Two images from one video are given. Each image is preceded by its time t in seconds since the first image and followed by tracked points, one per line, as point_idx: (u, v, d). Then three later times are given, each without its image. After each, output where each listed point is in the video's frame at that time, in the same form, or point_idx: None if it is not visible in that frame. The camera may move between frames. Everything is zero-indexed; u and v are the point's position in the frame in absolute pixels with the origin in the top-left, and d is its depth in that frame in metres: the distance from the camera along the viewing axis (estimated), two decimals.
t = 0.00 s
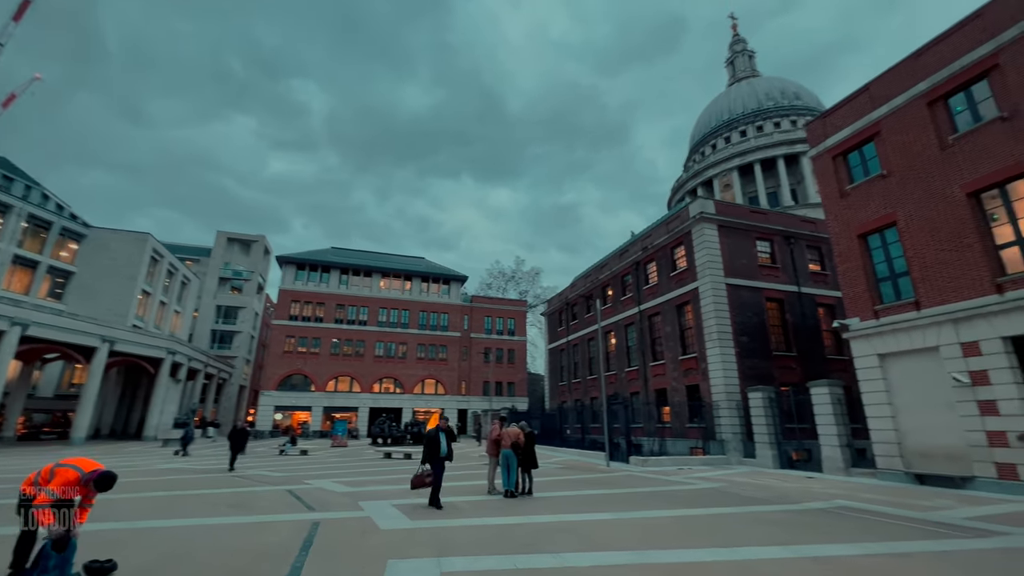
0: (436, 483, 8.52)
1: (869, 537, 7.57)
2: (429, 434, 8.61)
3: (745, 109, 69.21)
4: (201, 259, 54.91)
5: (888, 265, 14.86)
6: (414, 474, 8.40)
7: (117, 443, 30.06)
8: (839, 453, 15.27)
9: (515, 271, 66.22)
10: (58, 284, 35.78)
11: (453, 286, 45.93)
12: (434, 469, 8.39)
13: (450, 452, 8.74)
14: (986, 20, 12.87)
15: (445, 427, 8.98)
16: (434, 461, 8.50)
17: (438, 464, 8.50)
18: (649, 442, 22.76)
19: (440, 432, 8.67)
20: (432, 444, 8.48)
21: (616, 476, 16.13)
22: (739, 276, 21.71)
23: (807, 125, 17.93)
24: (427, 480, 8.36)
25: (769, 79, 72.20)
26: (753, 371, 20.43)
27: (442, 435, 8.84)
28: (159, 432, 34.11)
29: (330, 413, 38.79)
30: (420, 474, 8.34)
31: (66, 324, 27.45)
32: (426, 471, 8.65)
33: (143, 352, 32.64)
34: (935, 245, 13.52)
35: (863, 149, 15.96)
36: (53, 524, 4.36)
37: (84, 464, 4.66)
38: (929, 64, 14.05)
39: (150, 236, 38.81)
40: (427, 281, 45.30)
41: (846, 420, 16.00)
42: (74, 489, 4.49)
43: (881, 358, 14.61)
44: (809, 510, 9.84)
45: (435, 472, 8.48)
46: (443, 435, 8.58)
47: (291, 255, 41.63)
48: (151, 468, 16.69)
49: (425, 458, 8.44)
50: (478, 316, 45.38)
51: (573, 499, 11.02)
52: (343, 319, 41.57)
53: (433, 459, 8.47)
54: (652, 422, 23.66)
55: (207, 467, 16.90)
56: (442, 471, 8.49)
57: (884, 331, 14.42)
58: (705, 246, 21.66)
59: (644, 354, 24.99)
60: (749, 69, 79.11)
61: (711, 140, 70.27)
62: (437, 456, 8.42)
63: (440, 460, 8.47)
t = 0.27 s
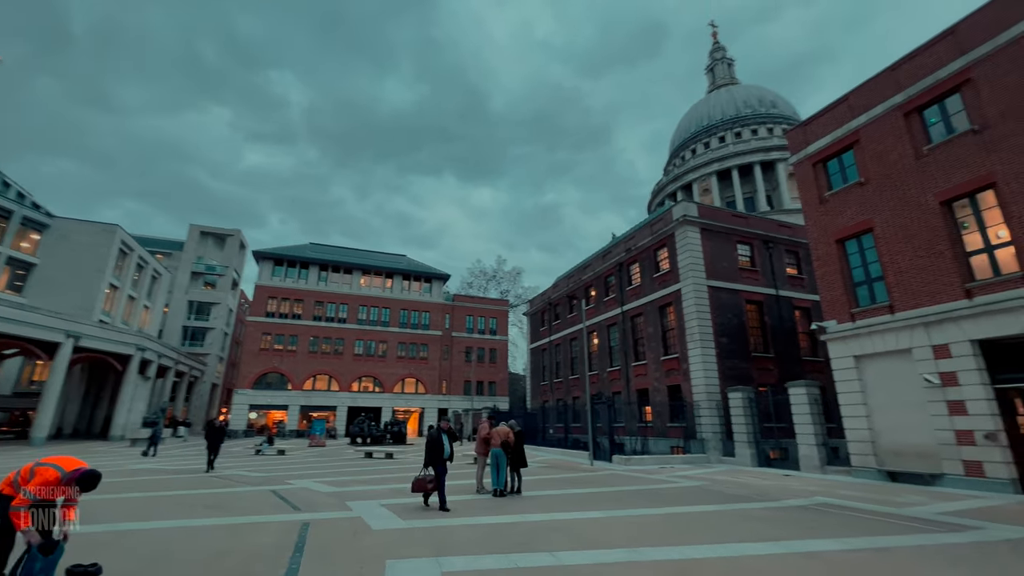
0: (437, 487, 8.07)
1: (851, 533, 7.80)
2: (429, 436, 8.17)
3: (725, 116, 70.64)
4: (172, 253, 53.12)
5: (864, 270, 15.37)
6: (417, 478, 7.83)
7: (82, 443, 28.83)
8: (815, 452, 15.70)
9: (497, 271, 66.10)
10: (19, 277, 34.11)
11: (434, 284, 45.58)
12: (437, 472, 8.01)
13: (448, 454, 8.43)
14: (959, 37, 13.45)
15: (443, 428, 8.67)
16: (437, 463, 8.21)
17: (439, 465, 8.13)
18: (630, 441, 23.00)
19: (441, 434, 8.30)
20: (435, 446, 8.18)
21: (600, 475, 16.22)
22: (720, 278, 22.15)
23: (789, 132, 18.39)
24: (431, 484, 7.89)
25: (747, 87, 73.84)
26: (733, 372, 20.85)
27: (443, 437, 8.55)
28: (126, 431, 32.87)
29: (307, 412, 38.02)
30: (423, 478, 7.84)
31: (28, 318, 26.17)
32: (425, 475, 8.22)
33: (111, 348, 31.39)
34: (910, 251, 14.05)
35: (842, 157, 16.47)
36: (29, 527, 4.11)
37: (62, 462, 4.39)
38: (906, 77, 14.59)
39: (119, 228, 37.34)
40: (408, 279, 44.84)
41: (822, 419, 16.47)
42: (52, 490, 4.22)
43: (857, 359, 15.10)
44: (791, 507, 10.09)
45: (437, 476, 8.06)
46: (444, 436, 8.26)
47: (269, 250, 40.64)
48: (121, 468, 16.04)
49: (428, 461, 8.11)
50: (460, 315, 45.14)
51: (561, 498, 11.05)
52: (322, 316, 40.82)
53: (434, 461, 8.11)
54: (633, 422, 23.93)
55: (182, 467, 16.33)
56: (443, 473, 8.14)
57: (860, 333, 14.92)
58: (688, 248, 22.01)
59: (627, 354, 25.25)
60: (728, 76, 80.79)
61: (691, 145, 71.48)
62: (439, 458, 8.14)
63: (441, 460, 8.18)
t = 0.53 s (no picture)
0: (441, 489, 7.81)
1: (836, 531, 8.03)
2: (432, 436, 8.19)
3: (704, 122, 71.97)
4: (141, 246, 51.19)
5: (842, 275, 15.85)
6: (421, 476, 7.52)
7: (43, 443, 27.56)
8: (792, 452, 16.13)
9: (478, 270, 65.86)
10: None
11: (416, 283, 45.15)
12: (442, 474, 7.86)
13: (451, 459, 8.36)
14: (934, 53, 14.02)
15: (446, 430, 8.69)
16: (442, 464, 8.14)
17: (444, 469, 8.06)
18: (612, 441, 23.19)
19: (444, 435, 8.35)
20: (439, 446, 8.15)
21: (584, 475, 16.30)
22: (702, 281, 22.54)
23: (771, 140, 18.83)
24: (436, 484, 7.59)
25: (726, 95, 75.42)
26: (713, 373, 21.24)
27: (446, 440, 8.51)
28: (91, 431, 31.56)
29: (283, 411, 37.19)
30: (429, 477, 7.59)
31: None
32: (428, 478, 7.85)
33: (75, 344, 30.09)
34: (885, 257, 14.54)
35: (822, 165, 16.95)
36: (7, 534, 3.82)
37: (43, 465, 4.11)
38: (884, 89, 15.11)
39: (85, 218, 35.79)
40: (389, 277, 44.29)
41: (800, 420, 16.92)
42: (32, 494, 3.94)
43: (834, 362, 15.56)
44: (775, 506, 10.34)
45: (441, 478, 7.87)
46: (448, 437, 8.31)
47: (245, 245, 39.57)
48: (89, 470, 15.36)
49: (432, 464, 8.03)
50: (441, 314, 44.81)
51: (550, 498, 11.08)
52: (300, 314, 39.98)
53: (438, 462, 8.05)
54: (615, 422, 24.16)
55: (154, 468, 15.73)
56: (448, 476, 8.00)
57: (837, 337, 15.38)
58: (671, 251, 22.33)
59: (609, 355, 25.47)
60: (708, 83, 82.35)
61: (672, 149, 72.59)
62: (443, 460, 8.10)
63: (446, 464, 8.11)
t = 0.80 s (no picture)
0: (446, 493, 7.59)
1: (816, 528, 8.32)
2: (435, 439, 7.95)
3: (682, 128, 73.38)
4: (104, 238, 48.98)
5: (817, 280, 16.39)
6: (423, 481, 7.34)
7: None
8: (767, 451, 16.59)
9: (457, 269, 65.51)
10: None
11: (395, 281, 44.62)
12: (447, 477, 7.64)
13: (456, 462, 8.10)
14: (907, 69, 14.64)
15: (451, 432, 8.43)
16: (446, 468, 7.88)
17: (450, 472, 7.80)
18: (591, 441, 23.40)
19: (447, 437, 8.11)
20: (440, 448, 7.90)
21: (567, 475, 16.41)
22: (682, 284, 22.97)
23: (751, 147, 19.32)
24: (440, 488, 7.42)
25: (704, 102, 76.99)
26: (691, 374, 21.67)
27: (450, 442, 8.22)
28: (47, 431, 30.04)
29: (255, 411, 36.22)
30: (432, 481, 7.40)
31: None
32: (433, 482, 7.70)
33: (32, 339, 28.58)
34: (859, 264, 15.10)
35: (800, 173, 17.48)
36: None
37: (18, 468, 3.65)
38: (860, 102, 15.68)
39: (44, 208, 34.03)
40: (367, 275, 43.63)
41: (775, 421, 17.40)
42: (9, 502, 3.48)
43: (808, 364, 16.08)
44: (755, 504, 10.65)
45: (446, 481, 7.67)
46: (452, 439, 8.07)
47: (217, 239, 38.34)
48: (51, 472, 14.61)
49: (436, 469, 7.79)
50: (420, 313, 44.41)
51: (536, 498, 11.12)
52: (274, 311, 38.99)
53: (443, 466, 7.78)
54: (594, 422, 24.37)
55: (122, 471, 15.06)
56: (455, 480, 7.75)
57: (812, 340, 15.90)
58: (652, 254, 22.67)
59: (590, 356, 25.69)
60: (686, 90, 84.00)
61: (650, 154, 73.75)
62: (448, 463, 7.85)
63: (451, 468, 7.85)
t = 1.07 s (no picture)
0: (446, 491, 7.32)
1: (794, 525, 8.63)
2: (440, 438, 7.75)
3: (659, 133, 74.65)
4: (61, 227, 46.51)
5: (791, 285, 16.97)
6: (426, 479, 7.10)
7: None
8: (741, 450, 17.08)
9: (434, 268, 64.96)
10: None
11: (371, 278, 43.94)
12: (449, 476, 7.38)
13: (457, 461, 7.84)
14: (878, 85, 15.32)
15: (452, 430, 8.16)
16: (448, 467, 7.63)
17: (450, 471, 7.54)
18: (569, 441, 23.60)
19: (451, 437, 7.90)
20: (444, 448, 7.67)
21: (546, 475, 16.49)
22: (660, 286, 23.41)
23: (730, 155, 19.85)
24: (443, 487, 7.18)
25: (680, 108, 78.55)
26: (667, 374, 22.11)
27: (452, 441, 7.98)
28: None
29: (223, 410, 35.08)
30: (435, 480, 7.16)
31: None
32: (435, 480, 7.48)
33: None
34: (830, 270, 15.72)
35: (776, 181, 18.06)
36: None
37: None
38: (834, 114, 16.32)
39: None
40: (343, 271, 42.82)
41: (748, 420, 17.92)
42: None
43: (781, 366, 16.64)
44: (732, 502, 10.97)
45: (447, 481, 7.41)
46: (456, 438, 7.85)
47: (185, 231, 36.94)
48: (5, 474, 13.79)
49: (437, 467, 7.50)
50: (397, 311, 43.86)
51: (520, 498, 11.14)
52: (245, 307, 37.84)
53: (446, 464, 7.51)
54: (572, 422, 24.58)
55: (83, 472, 14.34)
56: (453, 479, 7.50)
57: (785, 343, 16.47)
58: (632, 256, 23.02)
59: (569, 356, 25.91)
60: (663, 96, 85.49)
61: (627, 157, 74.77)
62: (450, 463, 7.59)
63: (452, 467, 7.59)
